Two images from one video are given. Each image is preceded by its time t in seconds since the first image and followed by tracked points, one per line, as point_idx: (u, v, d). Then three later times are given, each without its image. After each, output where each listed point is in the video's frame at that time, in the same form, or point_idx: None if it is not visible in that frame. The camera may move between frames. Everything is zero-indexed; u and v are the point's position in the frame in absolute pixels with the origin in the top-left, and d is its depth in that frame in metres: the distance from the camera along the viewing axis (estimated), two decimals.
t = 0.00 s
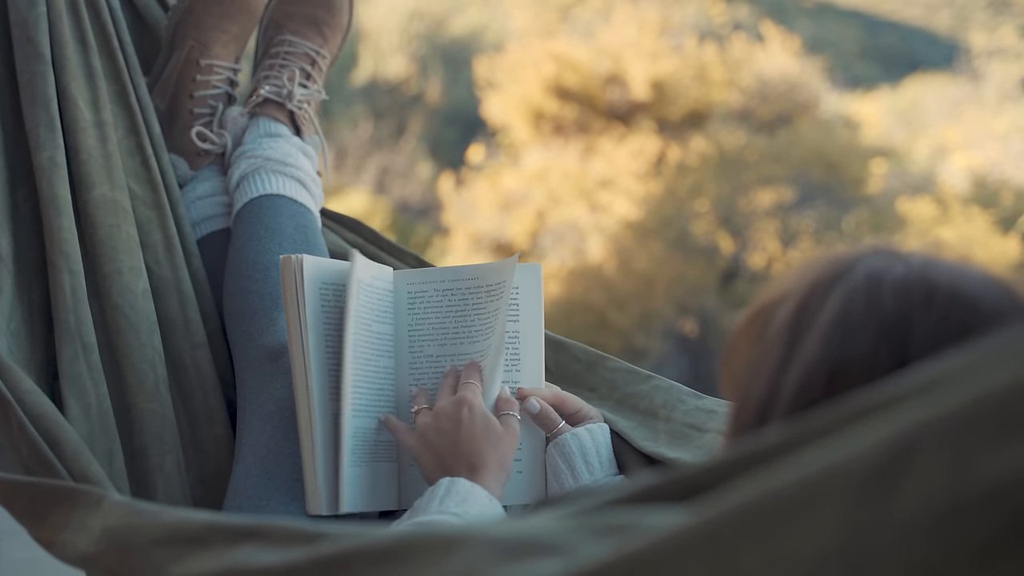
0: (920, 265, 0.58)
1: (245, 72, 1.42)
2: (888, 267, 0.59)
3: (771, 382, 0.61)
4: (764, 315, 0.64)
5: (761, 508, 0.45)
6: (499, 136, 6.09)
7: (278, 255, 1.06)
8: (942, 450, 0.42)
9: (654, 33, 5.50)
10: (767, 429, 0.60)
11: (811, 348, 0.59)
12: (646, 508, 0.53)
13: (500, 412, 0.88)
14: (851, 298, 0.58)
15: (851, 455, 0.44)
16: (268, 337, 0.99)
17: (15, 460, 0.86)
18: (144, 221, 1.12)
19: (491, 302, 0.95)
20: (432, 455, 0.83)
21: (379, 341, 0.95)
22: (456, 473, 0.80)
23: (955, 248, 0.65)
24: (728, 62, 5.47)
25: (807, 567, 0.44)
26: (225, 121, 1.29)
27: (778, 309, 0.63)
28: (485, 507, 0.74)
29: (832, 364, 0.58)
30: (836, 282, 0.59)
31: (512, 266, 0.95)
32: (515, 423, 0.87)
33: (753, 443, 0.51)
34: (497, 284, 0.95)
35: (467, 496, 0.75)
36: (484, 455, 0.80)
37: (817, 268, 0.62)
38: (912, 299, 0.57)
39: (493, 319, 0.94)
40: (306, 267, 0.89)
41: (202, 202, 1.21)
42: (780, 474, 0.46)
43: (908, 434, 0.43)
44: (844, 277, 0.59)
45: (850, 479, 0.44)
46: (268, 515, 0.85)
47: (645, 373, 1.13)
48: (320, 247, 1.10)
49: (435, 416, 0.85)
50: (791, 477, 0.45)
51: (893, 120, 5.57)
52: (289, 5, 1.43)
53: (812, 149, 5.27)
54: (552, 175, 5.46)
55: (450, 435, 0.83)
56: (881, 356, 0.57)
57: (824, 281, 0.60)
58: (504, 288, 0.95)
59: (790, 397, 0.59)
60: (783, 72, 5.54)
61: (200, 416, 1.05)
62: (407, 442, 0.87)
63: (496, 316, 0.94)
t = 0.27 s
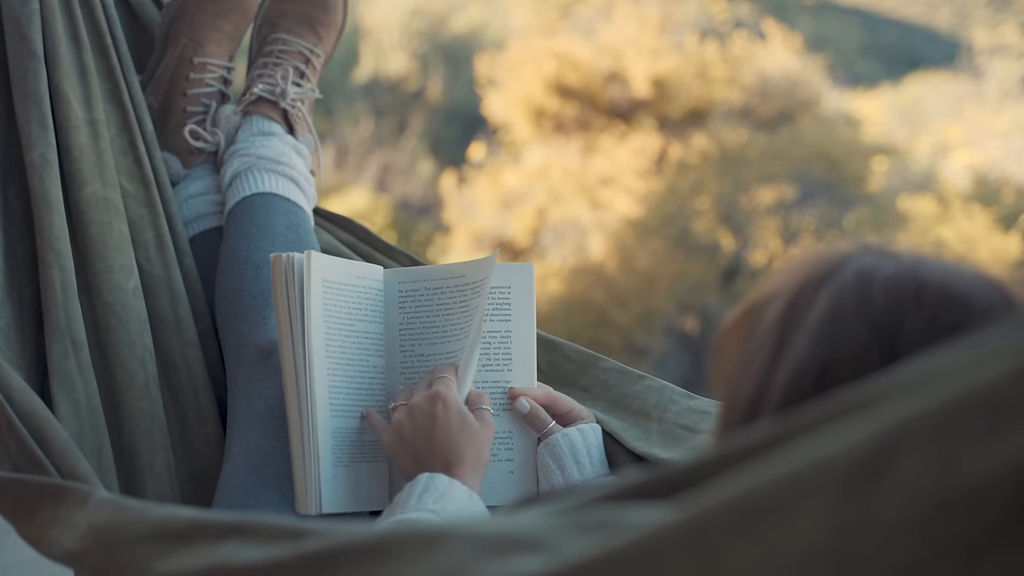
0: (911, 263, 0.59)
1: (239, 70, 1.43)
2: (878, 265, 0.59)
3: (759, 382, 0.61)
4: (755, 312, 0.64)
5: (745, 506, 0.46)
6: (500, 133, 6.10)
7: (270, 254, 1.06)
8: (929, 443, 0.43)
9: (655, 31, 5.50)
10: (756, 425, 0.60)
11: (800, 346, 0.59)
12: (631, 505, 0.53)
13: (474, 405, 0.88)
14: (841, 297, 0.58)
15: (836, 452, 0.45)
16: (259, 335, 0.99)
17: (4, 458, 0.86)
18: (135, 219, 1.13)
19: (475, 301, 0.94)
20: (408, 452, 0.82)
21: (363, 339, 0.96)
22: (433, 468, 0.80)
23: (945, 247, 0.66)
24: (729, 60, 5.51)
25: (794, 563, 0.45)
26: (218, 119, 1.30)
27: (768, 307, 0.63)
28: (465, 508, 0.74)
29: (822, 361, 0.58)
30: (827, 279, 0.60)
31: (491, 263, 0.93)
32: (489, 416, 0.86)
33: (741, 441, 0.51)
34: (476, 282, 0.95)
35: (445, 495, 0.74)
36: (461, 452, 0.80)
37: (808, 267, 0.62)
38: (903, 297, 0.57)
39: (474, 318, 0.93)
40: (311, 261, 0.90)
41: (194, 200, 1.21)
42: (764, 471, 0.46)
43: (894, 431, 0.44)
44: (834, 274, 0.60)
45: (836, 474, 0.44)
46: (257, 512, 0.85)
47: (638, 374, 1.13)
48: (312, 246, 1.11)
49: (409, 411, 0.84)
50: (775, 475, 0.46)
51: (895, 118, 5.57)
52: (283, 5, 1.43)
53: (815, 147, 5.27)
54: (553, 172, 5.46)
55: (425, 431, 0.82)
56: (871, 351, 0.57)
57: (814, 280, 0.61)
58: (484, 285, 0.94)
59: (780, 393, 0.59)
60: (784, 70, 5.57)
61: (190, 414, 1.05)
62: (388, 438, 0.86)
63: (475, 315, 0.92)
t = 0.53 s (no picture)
0: (906, 262, 0.59)
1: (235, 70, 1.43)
2: (873, 264, 0.59)
3: (754, 381, 0.62)
4: (750, 311, 0.65)
5: (737, 503, 0.46)
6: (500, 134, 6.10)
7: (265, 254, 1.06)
8: (922, 440, 0.43)
9: (655, 31, 5.51)
10: (751, 424, 0.60)
11: (795, 345, 0.59)
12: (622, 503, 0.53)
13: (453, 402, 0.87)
14: (836, 296, 0.59)
15: (830, 450, 0.45)
16: (254, 336, 1.00)
17: None
18: (131, 218, 1.13)
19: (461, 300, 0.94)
20: (392, 453, 0.82)
21: (357, 340, 0.96)
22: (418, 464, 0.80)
23: (941, 247, 0.66)
24: (729, 60, 5.54)
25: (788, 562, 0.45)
26: (214, 119, 1.30)
27: (764, 306, 0.63)
28: (454, 507, 0.74)
29: (817, 361, 0.58)
30: (822, 279, 0.60)
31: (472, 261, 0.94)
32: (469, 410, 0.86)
33: (732, 440, 0.51)
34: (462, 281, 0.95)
35: (429, 491, 0.74)
36: (444, 448, 0.79)
37: (803, 266, 0.63)
38: (899, 298, 0.58)
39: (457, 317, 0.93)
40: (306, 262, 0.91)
41: (190, 201, 1.22)
42: (757, 470, 0.46)
43: (888, 427, 0.44)
44: (830, 273, 0.60)
45: (829, 473, 0.44)
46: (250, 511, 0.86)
47: (634, 375, 1.14)
48: (308, 246, 1.11)
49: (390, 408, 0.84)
50: (767, 475, 0.46)
51: (895, 117, 5.58)
52: (279, 5, 1.43)
53: (816, 147, 5.29)
54: (554, 172, 5.47)
55: (406, 428, 0.82)
56: (866, 350, 0.58)
57: (809, 280, 0.61)
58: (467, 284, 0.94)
59: (775, 391, 0.60)
60: (784, 69, 5.59)
61: (185, 414, 1.05)
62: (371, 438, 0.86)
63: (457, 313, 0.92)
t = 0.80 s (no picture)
0: (903, 261, 0.59)
1: (234, 69, 1.43)
2: (871, 263, 0.59)
3: (751, 379, 0.61)
4: (748, 309, 0.65)
5: (730, 503, 0.46)
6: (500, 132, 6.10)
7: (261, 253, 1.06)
8: (918, 437, 0.44)
9: (655, 29, 5.50)
10: (747, 422, 0.60)
11: (791, 343, 0.59)
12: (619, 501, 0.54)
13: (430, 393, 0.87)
14: (833, 295, 0.59)
15: (824, 449, 0.45)
16: (250, 334, 1.00)
17: None
18: (128, 216, 1.13)
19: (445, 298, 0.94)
20: (374, 447, 0.81)
21: (356, 338, 0.96)
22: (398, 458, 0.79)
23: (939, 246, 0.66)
24: (730, 58, 5.54)
25: (781, 562, 0.45)
26: (212, 118, 1.30)
27: (761, 304, 0.63)
28: (442, 506, 0.74)
29: (814, 361, 0.58)
30: (821, 277, 0.60)
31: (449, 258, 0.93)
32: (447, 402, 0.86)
33: (729, 438, 0.51)
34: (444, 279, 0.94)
35: (416, 488, 0.74)
36: (427, 442, 0.79)
37: (800, 265, 0.63)
38: (896, 296, 0.58)
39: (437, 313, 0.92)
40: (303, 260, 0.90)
41: (187, 199, 1.22)
42: (748, 469, 0.47)
43: (884, 426, 0.44)
44: (828, 271, 0.60)
45: (825, 472, 0.45)
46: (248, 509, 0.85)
47: (631, 374, 1.13)
48: (305, 245, 1.11)
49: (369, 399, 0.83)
50: (759, 475, 0.46)
51: (895, 116, 5.58)
52: (277, 3, 1.43)
53: (815, 145, 5.31)
54: (554, 171, 5.47)
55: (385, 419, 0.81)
56: (863, 348, 0.57)
57: (806, 278, 0.61)
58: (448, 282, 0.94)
59: (771, 388, 0.60)
60: (785, 68, 5.60)
61: (181, 413, 1.05)
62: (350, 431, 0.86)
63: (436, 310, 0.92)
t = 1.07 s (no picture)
0: (901, 263, 0.59)
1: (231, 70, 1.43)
2: (869, 264, 0.59)
3: (748, 381, 0.61)
4: (746, 311, 0.65)
5: (728, 506, 0.47)
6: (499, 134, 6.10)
7: (258, 255, 1.06)
8: (915, 440, 0.45)
9: (654, 30, 5.51)
10: (745, 424, 0.60)
11: (790, 345, 0.59)
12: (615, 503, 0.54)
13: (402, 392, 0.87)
14: (832, 296, 0.58)
15: (824, 451, 0.47)
16: (248, 337, 0.99)
17: None
18: (125, 218, 1.13)
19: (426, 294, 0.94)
20: (348, 449, 0.82)
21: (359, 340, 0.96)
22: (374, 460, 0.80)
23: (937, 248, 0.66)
24: (730, 59, 5.54)
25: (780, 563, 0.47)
26: (209, 119, 1.30)
27: (760, 306, 0.63)
28: (424, 505, 0.74)
29: (812, 362, 0.58)
30: (820, 278, 0.60)
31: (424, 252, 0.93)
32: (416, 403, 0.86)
33: (725, 440, 0.51)
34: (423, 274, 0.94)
35: (392, 484, 0.74)
36: (403, 441, 0.80)
37: (799, 267, 0.63)
38: (894, 298, 0.58)
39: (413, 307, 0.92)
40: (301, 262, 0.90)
41: (184, 201, 1.22)
42: (748, 471, 0.48)
43: (883, 427, 0.46)
44: (827, 272, 0.60)
45: (824, 474, 0.46)
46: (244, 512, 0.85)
47: (628, 376, 1.13)
48: (302, 247, 1.11)
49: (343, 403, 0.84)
50: (760, 477, 0.47)
51: (894, 117, 5.59)
52: (275, 4, 1.43)
53: (814, 147, 5.31)
54: (553, 172, 5.48)
55: (362, 422, 0.82)
56: (862, 349, 0.57)
57: (805, 280, 0.61)
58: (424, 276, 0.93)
59: (770, 390, 0.59)
60: (784, 69, 5.60)
61: (178, 415, 1.05)
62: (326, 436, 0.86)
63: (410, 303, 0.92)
